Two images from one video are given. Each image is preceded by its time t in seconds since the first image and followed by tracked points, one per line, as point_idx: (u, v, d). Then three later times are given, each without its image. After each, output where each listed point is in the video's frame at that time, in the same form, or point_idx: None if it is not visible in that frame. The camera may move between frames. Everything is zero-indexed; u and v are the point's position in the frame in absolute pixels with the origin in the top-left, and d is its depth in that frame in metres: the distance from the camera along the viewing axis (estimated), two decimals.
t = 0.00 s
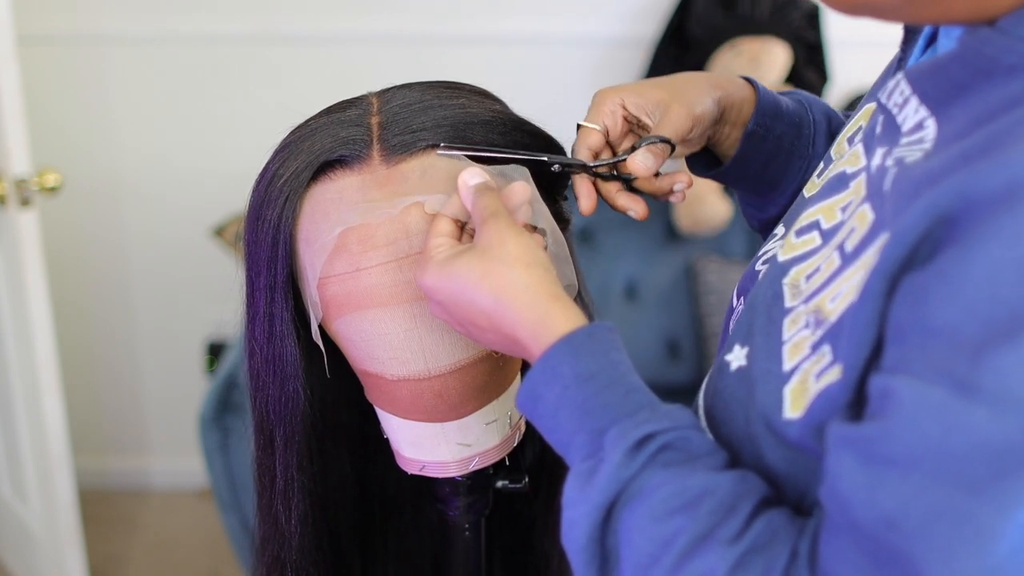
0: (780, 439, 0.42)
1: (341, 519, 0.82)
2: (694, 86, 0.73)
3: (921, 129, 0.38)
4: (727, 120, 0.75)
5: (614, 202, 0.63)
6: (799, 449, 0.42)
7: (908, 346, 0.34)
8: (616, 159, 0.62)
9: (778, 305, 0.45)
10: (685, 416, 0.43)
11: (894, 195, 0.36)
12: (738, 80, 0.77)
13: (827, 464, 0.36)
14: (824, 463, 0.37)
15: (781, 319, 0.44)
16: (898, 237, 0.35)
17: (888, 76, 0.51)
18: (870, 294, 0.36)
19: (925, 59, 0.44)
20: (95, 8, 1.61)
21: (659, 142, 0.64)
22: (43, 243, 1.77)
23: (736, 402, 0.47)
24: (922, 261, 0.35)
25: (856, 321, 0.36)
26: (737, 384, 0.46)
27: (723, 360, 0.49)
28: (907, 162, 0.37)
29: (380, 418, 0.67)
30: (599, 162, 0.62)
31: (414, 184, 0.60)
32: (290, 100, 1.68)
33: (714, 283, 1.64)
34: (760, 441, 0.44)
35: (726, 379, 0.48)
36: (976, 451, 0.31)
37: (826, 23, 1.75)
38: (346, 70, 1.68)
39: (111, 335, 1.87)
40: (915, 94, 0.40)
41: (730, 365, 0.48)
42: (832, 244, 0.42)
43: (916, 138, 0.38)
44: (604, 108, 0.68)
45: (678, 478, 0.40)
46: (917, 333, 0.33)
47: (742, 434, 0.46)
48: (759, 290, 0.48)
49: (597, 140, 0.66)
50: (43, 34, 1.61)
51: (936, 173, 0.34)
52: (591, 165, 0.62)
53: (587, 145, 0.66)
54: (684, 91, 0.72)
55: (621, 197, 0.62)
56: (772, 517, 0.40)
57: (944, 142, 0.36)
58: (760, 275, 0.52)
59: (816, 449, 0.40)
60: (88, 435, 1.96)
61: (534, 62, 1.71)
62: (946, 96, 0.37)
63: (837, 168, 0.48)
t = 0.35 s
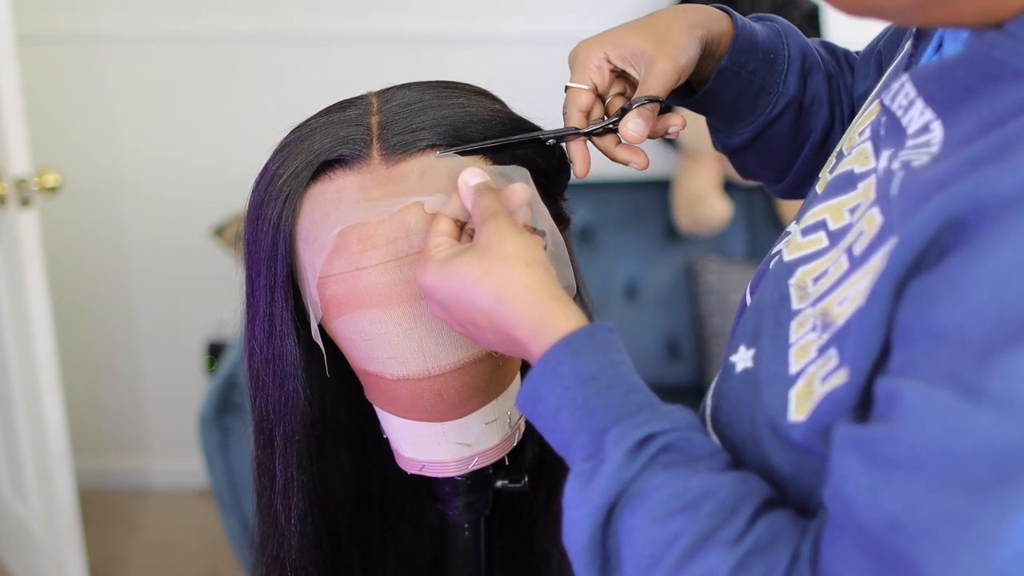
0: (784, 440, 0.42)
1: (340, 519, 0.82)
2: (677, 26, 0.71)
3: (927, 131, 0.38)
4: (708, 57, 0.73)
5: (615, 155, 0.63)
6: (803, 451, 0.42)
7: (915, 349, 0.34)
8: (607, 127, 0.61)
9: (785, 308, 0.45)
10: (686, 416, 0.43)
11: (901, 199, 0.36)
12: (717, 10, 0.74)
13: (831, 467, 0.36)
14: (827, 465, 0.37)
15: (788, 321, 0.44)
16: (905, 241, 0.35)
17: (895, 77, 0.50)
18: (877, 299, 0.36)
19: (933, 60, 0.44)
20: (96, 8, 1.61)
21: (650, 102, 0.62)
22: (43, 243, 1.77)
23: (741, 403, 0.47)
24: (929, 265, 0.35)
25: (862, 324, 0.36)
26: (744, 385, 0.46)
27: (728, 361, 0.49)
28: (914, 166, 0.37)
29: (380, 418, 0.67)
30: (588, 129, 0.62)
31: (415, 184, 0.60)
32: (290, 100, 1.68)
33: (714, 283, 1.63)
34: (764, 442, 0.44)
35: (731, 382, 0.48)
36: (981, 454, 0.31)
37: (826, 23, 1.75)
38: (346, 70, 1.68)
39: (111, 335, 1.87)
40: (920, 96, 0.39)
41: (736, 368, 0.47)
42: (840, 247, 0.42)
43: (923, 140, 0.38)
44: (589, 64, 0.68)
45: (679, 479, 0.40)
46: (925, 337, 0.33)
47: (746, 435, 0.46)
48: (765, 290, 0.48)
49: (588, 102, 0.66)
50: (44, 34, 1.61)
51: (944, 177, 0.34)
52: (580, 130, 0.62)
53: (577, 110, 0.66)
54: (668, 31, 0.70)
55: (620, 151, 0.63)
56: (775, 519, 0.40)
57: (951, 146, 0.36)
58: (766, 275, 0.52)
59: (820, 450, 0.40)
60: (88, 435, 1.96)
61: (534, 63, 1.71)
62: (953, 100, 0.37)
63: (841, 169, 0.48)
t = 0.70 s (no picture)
0: (785, 442, 0.42)
1: (340, 519, 0.82)
2: (689, 65, 0.72)
3: (926, 132, 0.38)
4: (724, 99, 0.74)
5: (622, 187, 0.62)
6: (804, 453, 0.42)
7: (913, 352, 0.34)
8: (612, 144, 0.62)
9: (787, 309, 0.45)
10: (686, 418, 0.43)
11: (901, 202, 0.36)
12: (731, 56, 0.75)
13: (830, 468, 0.36)
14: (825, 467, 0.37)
15: (790, 322, 0.44)
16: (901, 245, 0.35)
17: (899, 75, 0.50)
18: (874, 298, 0.36)
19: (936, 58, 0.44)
20: (95, 7, 1.61)
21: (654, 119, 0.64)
22: (43, 243, 1.77)
23: (743, 404, 0.47)
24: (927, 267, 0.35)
25: (860, 328, 0.37)
26: (745, 385, 0.47)
27: (731, 361, 0.49)
28: (913, 168, 0.37)
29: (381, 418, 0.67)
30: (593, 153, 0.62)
31: (414, 183, 0.60)
32: (290, 100, 1.68)
33: (714, 283, 1.63)
34: (764, 444, 0.44)
35: (733, 379, 0.48)
36: (976, 460, 0.31)
37: (826, 23, 1.75)
38: (346, 70, 1.68)
39: (111, 335, 1.87)
40: (921, 97, 0.39)
41: (737, 367, 0.48)
42: (843, 248, 0.42)
43: (922, 141, 0.38)
44: (598, 96, 0.68)
45: (679, 481, 0.39)
46: (922, 340, 0.33)
47: (747, 437, 0.46)
48: (767, 289, 0.48)
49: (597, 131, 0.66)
50: (43, 34, 1.61)
51: (944, 178, 0.34)
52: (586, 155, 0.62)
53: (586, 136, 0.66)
54: (679, 71, 0.71)
55: (626, 181, 0.62)
56: (773, 523, 0.40)
57: (949, 148, 0.36)
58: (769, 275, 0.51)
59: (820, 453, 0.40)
60: (88, 435, 1.96)
61: (535, 62, 1.71)
62: (953, 100, 0.37)
63: (843, 168, 0.48)
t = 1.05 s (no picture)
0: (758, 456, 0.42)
1: (341, 519, 0.82)
2: (700, 86, 0.71)
3: (909, 146, 0.37)
4: (737, 121, 0.73)
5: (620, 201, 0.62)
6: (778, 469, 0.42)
7: (868, 375, 0.34)
8: (608, 161, 0.61)
9: (774, 321, 0.44)
10: (666, 429, 0.43)
11: (874, 216, 0.36)
12: (747, 79, 0.74)
13: (786, 491, 0.36)
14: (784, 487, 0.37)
15: (775, 336, 0.43)
16: (859, 265, 0.35)
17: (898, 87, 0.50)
18: (836, 316, 0.36)
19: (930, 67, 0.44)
20: (96, 7, 1.61)
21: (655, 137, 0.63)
22: (43, 242, 1.77)
23: (724, 416, 0.47)
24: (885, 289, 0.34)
25: (827, 346, 0.36)
26: (727, 396, 0.47)
27: (717, 372, 0.49)
28: (892, 182, 0.36)
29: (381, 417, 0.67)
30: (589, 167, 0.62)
31: (415, 183, 0.60)
32: (289, 100, 1.68)
33: (714, 283, 1.63)
34: (741, 458, 0.44)
35: (717, 390, 0.48)
36: (916, 490, 0.31)
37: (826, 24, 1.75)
38: (345, 70, 1.68)
39: (111, 336, 1.87)
40: (905, 108, 0.38)
41: (722, 378, 0.48)
42: (829, 262, 0.41)
43: (904, 155, 0.37)
44: (603, 111, 0.69)
45: (652, 493, 0.39)
46: (877, 364, 0.33)
47: (726, 449, 0.46)
48: (756, 300, 0.48)
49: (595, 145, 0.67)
50: (44, 33, 1.61)
51: (908, 195, 0.34)
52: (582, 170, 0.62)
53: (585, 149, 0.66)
54: (689, 91, 0.70)
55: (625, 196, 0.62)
56: (742, 539, 0.40)
57: (927, 159, 0.35)
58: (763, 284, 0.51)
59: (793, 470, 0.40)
60: (89, 435, 1.96)
61: (534, 63, 1.71)
62: (932, 111, 0.36)
63: (838, 178, 0.47)
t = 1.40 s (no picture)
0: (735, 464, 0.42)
1: (341, 518, 0.82)
2: (694, 73, 0.71)
3: (892, 151, 0.37)
4: (732, 106, 0.72)
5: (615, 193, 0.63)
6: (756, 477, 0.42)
7: (837, 385, 0.34)
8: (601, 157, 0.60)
9: (760, 328, 0.44)
10: (649, 433, 0.43)
11: (853, 220, 0.36)
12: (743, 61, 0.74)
13: (754, 502, 0.36)
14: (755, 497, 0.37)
15: (761, 341, 0.43)
16: (832, 273, 0.35)
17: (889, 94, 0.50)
18: (808, 326, 0.36)
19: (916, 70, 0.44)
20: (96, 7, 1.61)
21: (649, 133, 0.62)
22: (43, 242, 1.77)
23: (707, 423, 0.47)
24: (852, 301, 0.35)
25: (801, 353, 0.36)
26: (711, 403, 0.47)
27: (703, 378, 0.49)
28: (872, 187, 0.36)
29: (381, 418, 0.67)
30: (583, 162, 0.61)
31: (414, 183, 0.60)
32: (289, 100, 1.68)
33: (714, 283, 1.63)
34: (721, 465, 0.44)
35: (702, 397, 0.48)
36: (877, 503, 0.31)
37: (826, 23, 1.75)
38: (344, 70, 1.68)
39: (110, 336, 1.87)
40: (889, 113, 0.38)
41: (708, 384, 0.48)
42: (815, 267, 0.41)
43: (887, 160, 0.37)
44: (596, 102, 0.69)
45: (630, 499, 0.39)
46: (844, 374, 0.33)
47: (708, 456, 0.46)
48: (745, 305, 0.48)
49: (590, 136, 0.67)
50: (44, 33, 1.61)
51: (881, 202, 0.34)
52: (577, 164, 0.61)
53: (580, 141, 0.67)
54: (683, 79, 0.70)
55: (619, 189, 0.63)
56: (716, 547, 0.40)
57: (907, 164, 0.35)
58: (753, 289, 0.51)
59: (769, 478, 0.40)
60: (89, 435, 1.96)
61: (534, 62, 1.71)
62: (915, 115, 0.36)
63: (829, 182, 0.47)
